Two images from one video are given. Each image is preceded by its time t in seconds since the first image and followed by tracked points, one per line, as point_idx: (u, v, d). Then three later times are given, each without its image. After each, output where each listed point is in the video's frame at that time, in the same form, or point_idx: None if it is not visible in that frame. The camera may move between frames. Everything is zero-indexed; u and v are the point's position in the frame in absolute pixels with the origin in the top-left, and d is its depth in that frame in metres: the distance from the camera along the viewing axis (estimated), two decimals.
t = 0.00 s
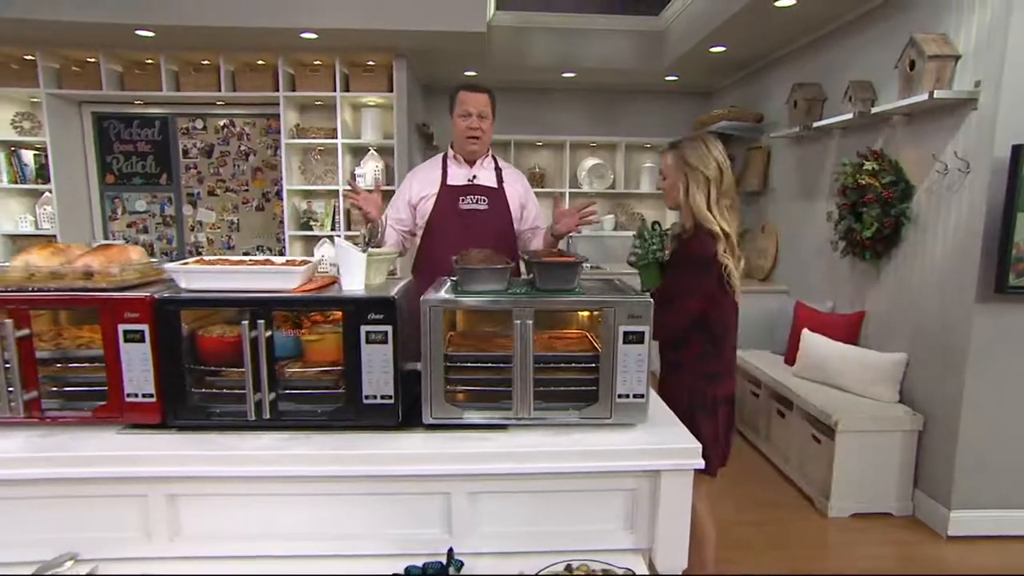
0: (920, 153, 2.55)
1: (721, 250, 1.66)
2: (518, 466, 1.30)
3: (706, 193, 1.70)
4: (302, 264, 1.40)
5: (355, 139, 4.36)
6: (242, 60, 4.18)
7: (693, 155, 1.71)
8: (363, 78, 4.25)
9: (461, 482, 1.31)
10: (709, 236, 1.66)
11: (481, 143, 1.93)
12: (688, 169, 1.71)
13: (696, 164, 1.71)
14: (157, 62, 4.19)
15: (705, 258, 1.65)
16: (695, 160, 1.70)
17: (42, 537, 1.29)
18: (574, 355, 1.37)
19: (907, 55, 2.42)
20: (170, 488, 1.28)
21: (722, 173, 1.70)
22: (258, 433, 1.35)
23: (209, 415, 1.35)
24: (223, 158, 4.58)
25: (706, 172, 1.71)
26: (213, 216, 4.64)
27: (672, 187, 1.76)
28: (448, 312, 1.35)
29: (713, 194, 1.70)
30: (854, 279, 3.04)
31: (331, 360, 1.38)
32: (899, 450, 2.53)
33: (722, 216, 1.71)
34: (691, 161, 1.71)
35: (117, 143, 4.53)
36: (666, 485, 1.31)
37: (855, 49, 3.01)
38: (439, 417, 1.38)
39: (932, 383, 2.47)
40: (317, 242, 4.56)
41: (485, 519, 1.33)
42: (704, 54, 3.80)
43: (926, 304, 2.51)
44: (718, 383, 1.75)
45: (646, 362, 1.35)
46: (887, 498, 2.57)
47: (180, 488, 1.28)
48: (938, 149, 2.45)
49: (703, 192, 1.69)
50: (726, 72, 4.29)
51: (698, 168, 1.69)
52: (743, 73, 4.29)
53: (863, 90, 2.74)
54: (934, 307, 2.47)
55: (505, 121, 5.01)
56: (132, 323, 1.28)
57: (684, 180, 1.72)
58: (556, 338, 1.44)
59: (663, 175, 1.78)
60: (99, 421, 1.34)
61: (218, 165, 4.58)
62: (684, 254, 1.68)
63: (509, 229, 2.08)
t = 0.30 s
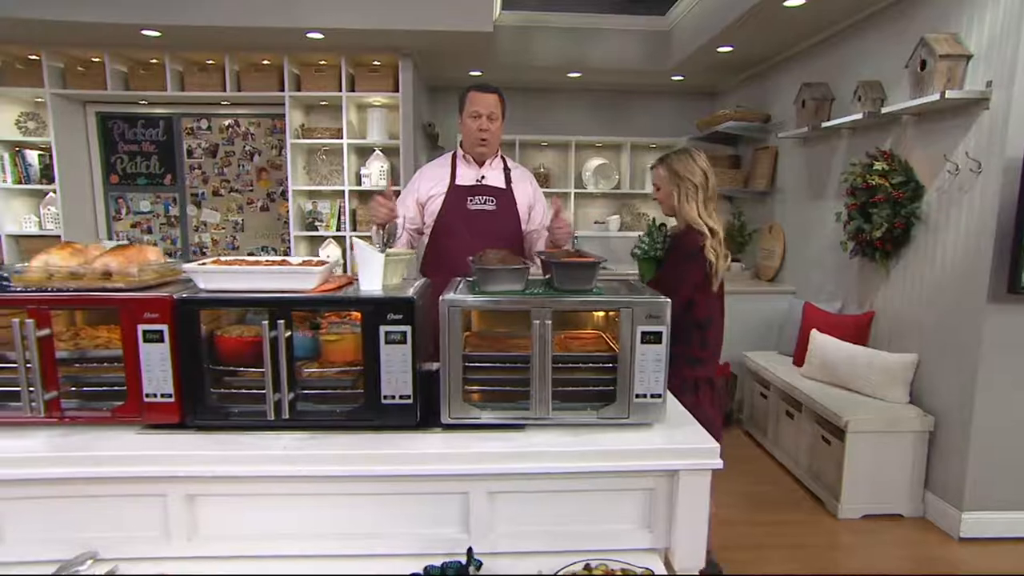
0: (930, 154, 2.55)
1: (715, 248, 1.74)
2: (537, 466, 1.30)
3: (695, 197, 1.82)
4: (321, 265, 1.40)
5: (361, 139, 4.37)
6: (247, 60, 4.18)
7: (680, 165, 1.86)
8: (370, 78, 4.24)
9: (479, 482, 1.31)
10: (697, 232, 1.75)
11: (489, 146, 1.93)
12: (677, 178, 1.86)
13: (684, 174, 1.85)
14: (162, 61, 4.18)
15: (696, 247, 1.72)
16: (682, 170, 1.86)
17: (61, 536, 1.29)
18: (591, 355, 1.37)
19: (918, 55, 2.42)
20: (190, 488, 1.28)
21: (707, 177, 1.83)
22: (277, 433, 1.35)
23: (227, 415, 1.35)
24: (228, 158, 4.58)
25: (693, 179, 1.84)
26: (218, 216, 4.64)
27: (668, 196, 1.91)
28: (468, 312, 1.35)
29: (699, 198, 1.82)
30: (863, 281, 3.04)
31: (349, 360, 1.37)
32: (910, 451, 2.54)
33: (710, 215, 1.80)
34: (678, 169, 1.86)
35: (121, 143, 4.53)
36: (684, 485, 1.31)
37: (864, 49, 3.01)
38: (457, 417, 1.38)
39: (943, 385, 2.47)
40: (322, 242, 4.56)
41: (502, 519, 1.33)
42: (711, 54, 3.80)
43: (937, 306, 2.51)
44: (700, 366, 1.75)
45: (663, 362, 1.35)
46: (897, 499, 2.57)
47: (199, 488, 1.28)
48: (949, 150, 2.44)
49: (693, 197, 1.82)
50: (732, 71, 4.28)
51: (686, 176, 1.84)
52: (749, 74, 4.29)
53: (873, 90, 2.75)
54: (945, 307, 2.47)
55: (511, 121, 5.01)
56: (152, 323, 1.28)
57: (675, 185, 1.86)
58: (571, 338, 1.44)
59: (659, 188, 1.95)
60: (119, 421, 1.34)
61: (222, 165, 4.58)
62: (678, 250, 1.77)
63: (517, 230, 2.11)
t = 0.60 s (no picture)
0: (946, 154, 2.54)
1: (691, 226, 2.49)
2: (557, 469, 1.28)
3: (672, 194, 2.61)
4: (337, 267, 1.39)
5: (364, 138, 4.35)
6: (249, 58, 4.17)
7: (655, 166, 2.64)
8: (374, 77, 4.22)
9: (498, 485, 1.30)
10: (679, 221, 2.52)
11: (493, 144, 1.89)
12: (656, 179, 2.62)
13: (657, 172, 2.62)
14: (162, 59, 4.16)
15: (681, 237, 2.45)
16: (656, 169, 2.63)
17: (75, 540, 1.28)
18: (609, 357, 1.36)
19: (933, 53, 2.41)
20: (205, 491, 1.27)
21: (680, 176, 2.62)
22: (294, 436, 1.33)
23: (242, 419, 1.33)
24: (229, 157, 4.56)
25: (666, 176, 2.62)
26: (219, 217, 4.62)
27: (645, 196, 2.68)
28: (487, 313, 1.34)
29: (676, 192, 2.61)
30: (876, 283, 3.03)
31: (366, 362, 1.37)
32: (925, 455, 2.52)
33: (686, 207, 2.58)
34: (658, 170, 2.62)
35: (120, 142, 4.50)
36: (703, 487, 1.30)
37: (876, 47, 2.99)
38: (474, 420, 1.36)
39: (958, 387, 2.46)
40: (325, 243, 4.54)
41: (520, 523, 1.32)
42: (720, 51, 3.78)
43: (952, 307, 2.50)
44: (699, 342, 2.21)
45: (682, 364, 1.34)
46: (912, 504, 2.55)
47: (214, 492, 1.27)
48: (965, 150, 2.43)
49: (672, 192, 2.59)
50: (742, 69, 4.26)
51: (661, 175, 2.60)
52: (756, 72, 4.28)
53: (886, 88, 2.73)
54: (961, 308, 2.45)
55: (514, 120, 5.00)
56: (167, 325, 1.27)
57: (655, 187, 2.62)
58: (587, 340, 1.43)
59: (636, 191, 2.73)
60: (133, 424, 1.33)
61: (223, 164, 4.57)
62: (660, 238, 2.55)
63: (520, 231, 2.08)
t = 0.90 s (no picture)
0: (963, 153, 2.53)
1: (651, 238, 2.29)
2: (578, 472, 1.28)
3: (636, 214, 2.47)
4: (355, 269, 1.38)
5: (368, 138, 4.34)
6: (252, 56, 4.15)
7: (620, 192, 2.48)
8: (377, 75, 4.21)
9: (517, 488, 1.29)
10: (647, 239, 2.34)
11: (495, 146, 1.87)
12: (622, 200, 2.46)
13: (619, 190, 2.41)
14: (163, 56, 4.14)
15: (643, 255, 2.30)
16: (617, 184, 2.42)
17: (91, 544, 1.27)
18: (628, 360, 1.35)
19: (950, 50, 2.39)
20: (221, 495, 1.26)
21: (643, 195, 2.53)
22: (312, 439, 1.32)
23: (260, 421, 1.32)
24: (230, 157, 4.54)
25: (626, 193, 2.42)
26: (220, 217, 4.61)
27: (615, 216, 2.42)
28: (506, 315, 1.33)
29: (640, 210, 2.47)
30: (889, 286, 3.01)
31: (385, 364, 1.36)
32: (941, 459, 2.50)
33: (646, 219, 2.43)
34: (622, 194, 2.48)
35: (119, 141, 4.47)
36: (724, 490, 1.29)
37: (890, 45, 2.98)
38: (493, 422, 1.35)
39: (976, 389, 2.44)
40: (328, 243, 4.53)
41: (539, 526, 1.31)
42: (729, 49, 3.76)
43: (969, 307, 2.49)
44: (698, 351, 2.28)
45: (703, 366, 1.33)
46: (928, 508, 2.53)
47: (232, 496, 1.26)
48: (983, 149, 2.42)
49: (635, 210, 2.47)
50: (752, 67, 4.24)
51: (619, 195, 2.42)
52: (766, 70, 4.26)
53: (901, 87, 2.72)
54: (978, 309, 2.44)
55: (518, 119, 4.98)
56: (184, 327, 1.26)
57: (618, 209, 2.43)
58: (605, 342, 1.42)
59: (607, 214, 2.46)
60: (149, 427, 1.32)
61: (225, 164, 4.55)
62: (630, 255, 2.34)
63: (525, 231, 2.05)
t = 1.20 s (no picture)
0: (981, 152, 2.51)
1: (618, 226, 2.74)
2: (599, 475, 1.26)
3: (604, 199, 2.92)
4: (373, 270, 1.37)
5: (373, 136, 4.32)
6: (254, 54, 4.13)
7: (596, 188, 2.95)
8: (382, 73, 4.18)
9: (537, 491, 1.27)
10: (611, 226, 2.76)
11: (493, 147, 1.86)
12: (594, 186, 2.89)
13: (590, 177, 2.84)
14: (163, 53, 4.12)
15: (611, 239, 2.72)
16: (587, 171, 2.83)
17: (105, 549, 1.25)
18: (649, 362, 1.34)
19: (968, 47, 2.38)
20: (237, 499, 1.25)
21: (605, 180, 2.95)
22: (331, 442, 1.31)
23: (277, 424, 1.31)
24: (232, 156, 4.53)
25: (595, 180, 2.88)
26: (221, 217, 4.58)
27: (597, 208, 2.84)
28: (525, 318, 1.32)
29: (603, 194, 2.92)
30: (905, 287, 3.00)
31: (403, 366, 1.35)
32: (960, 463, 2.48)
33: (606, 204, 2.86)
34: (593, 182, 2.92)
35: (118, 139, 4.45)
36: (745, 494, 1.28)
37: (906, 42, 2.96)
38: (513, 425, 1.34)
39: (995, 390, 2.43)
40: (331, 244, 4.51)
41: (559, 530, 1.30)
42: (739, 46, 3.74)
43: (987, 308, 2.48)
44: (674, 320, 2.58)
45: (724, 369, 1.32)
46: (947, 514, 2.51)
47: (249, 500, 1.25)
48: (1003, 148, 2.40)
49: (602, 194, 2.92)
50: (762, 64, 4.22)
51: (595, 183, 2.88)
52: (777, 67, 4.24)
53: (917, 84, 2.69)
54: (997, 310, 2.43)
55: (523, 117, 4.96)
56: (201, 329, 1.25)
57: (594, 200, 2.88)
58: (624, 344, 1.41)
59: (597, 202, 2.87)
60: (165, 430, 1.31)
61: (226, 163, 4.53)
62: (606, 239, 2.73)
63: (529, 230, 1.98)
